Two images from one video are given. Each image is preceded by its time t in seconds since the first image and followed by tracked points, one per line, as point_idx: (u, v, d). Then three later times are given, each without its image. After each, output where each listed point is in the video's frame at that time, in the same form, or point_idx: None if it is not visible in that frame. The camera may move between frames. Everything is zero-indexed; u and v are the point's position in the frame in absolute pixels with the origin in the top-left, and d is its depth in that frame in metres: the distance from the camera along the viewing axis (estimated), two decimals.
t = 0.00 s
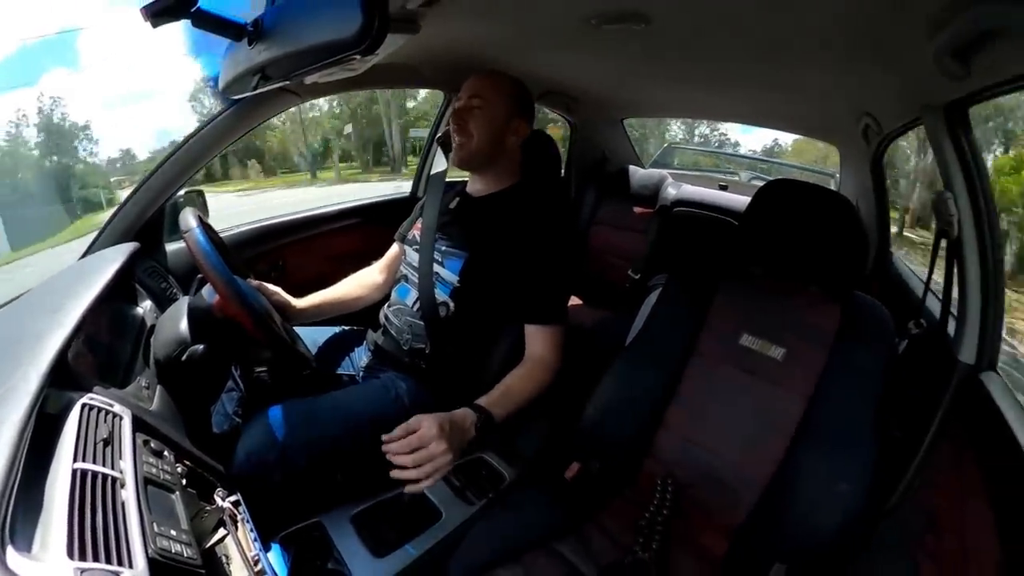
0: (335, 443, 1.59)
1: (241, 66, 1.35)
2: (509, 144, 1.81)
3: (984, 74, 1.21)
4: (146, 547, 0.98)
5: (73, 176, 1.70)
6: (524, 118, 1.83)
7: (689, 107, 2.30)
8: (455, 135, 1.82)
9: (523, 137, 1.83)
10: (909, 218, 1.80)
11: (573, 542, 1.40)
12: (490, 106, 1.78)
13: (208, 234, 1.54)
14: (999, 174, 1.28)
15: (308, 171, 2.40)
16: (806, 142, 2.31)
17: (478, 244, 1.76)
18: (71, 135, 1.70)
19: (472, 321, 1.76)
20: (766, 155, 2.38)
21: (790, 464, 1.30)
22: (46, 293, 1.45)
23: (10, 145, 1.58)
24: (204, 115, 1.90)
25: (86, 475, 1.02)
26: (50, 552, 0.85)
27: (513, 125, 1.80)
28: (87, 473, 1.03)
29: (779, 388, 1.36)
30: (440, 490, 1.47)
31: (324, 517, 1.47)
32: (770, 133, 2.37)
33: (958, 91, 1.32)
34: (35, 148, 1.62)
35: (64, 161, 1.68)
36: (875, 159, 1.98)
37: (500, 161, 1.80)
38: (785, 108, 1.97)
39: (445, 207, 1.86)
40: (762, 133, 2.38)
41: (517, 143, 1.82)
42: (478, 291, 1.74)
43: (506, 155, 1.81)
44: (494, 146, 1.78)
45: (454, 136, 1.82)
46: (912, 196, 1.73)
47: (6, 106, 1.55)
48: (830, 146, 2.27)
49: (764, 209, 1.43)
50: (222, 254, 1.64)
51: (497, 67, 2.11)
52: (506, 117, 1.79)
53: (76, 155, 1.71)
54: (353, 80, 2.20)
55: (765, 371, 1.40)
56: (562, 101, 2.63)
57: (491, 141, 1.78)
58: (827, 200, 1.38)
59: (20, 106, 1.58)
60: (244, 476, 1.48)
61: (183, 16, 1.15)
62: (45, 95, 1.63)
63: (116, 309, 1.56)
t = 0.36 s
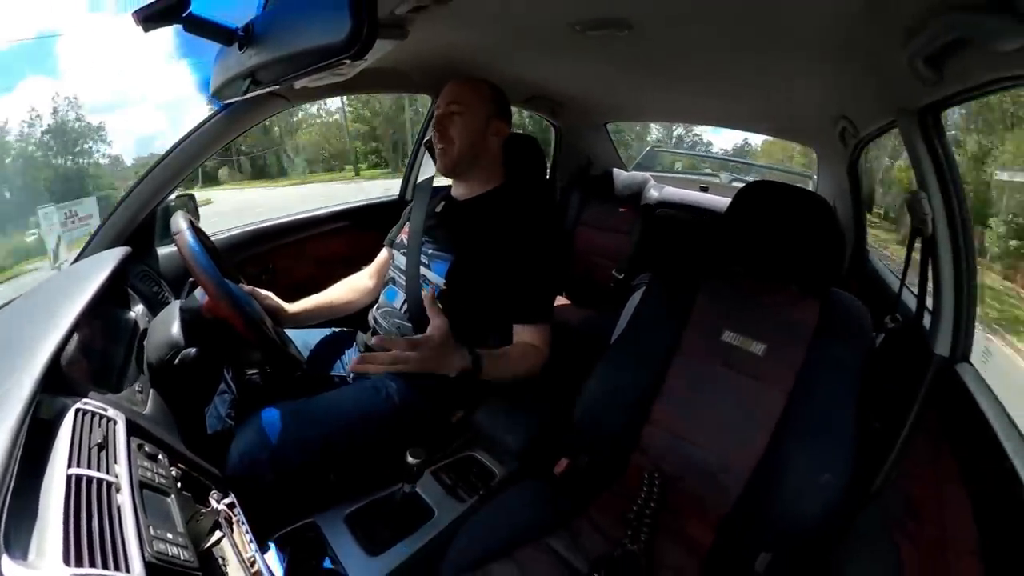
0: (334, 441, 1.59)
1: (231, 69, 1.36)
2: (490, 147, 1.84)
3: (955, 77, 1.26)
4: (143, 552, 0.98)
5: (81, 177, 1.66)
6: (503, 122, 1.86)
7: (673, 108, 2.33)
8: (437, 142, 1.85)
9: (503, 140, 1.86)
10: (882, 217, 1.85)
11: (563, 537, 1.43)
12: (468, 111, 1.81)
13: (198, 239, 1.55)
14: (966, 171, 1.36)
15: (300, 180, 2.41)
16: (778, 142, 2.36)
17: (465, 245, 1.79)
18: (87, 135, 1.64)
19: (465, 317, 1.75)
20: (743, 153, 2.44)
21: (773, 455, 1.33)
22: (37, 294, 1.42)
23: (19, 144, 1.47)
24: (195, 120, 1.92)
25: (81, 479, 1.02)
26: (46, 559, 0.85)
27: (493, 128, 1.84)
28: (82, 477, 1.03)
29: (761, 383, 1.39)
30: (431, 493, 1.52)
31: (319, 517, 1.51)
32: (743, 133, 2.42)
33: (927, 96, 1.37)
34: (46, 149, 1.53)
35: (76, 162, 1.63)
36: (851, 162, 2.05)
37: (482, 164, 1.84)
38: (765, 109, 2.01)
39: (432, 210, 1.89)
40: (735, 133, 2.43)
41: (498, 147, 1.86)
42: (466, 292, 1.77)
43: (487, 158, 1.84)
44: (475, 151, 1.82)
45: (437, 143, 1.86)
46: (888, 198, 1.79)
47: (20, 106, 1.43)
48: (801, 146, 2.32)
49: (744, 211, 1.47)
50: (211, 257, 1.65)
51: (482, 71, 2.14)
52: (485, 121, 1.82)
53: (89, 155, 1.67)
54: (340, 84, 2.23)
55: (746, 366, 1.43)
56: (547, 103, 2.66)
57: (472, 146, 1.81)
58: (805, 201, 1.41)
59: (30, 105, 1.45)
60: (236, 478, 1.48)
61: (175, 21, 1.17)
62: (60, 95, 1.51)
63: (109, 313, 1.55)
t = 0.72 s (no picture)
0: (330, 438, 1.62)
1: (217, 70, 1.32)
2: (478, 140, 1.87)
3: (933, 72, 1.31)
4: (145, 552, 1.00)
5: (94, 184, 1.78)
6: (493, 114, 1.89)
7: (659, 102, 2.37)
8: (428, 133, 1.90)
9: (494, 133, 1.89)
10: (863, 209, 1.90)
11: (555, 524, 1.46)
12: (454, 104, 1.84)
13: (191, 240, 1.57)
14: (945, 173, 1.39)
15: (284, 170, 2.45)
16: (760, 138, 2.41)
17: (455, 240, 1.82)
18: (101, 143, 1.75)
19: (457, 312, 1.78)
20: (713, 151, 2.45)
21: (756, 438, 1.38)
22: (28, 297, 1.40)
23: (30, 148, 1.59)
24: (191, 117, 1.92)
25: (80, 481, 1.03)
26: (49, 564, 0.86)
27: (481, 121, 1.86)
28: (82, 479, 1.04)
29: (744, 367, 1.44)
30: (428, 481, 1.52)
31: (316, 511, 1.50)
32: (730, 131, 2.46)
33: (908, 90, 1.42)
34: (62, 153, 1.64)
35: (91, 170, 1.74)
36: (831, 159, 2.12)
37: (470, 157, 1.87)
38: (750, 101, 2.05)
39: (424, 203, 1.92)
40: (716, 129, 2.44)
41: (488, 139, 1.89)
42: (457, 286, 1.79)
43: (476, 151, 1.87)
44: (462, 144, 1.85)
45: (428, 134, 1.90)
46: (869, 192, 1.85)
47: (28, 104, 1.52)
48: (788, 144, 2.38)
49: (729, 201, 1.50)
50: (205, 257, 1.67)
51: (470, 68, 2.17)
52: (472, 114, 1.85)
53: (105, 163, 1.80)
54: (330, 82, 2.25)
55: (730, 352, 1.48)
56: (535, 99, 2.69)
57: (460, 139, 1.85)
58: (785, 192, 1.45)
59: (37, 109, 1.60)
60: (235, 478, 1.49)
61: (163, 22, 1.17)
62: (75, 98, 1.83)
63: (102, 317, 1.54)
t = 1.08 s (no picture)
0: (325, 446, 1.62)
1: (208, 84, 1.29)
2: (463, 155, 1.88)
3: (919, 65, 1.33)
4: (149, 568, 0.92)
5: (108, 181, 1.70)
6: (476, 126, 1.90)
7: (643, 106, 2.40)
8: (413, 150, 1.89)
9: (477, 143, 1.91)
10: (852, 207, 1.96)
11: (553, 525, 1.49)
12: (440, 122, 1.84)
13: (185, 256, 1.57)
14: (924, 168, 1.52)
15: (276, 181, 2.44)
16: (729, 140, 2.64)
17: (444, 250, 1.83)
18: (115, 142, 1.63)
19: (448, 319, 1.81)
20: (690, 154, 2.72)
21: (748, 432, 1.40)
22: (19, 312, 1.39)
23: (52, 154, 1.42)
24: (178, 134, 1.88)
25: (79, 499, 0.95)
26: None
27: (466, 137, 1.87)
28: (81, 497, 0.95)
29: (730, 364, 1.48)
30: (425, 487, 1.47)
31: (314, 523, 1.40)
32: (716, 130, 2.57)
33: (883, 90, 1.56)
34: (80, 154, 1.52)
35: (109, 168, 1.66)
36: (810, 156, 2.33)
37: (456, 172, 1.89)
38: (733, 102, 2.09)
39: (410, 216, 1.94)
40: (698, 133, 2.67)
41: (472, 150, 1.90)
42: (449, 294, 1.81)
43: (462, 164, 1.89)
44: (449, 161, 1.86)
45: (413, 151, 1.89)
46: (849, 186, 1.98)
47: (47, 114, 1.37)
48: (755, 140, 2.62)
49: (714, 202, 1.53)
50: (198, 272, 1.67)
51: (453, 79, 2.21)
52: (457, 131, 1.86)
53: (119, 165, 1.71)
54: (317, 96, 2.29)
55: (717, 350, 1.51)
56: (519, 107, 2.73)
57: (446, 154, 1.85)
58: (765, 193, 1.47)
59: None
60: (234, 487, 1.49)
61: (153, 38, 1.17)
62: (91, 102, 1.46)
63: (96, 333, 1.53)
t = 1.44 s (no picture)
0: (323, 451, 1.63)
1: (199, 93, 1.29)
2: (452, 157, 1.89)
3: (904, 59, 1.35)
4: None
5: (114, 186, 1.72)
6: (465, 127, 1.91)
7: (630, 107, 2.43)
8: (401, 154, 1.90)
9: (466, 144, 1.92)
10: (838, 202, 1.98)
11: (552, 522, 1.51)
12: (428, 123, 1.85)
13: (180, 264, 1.57)
14: (910, 157, 1.55)
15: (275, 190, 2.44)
16: (707, 141, 2.68)
17: (435, 253, 1.86)
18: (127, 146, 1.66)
19: (437, 324, 1.85)
20: (669, 154, 2.75)
21: (741, 422, 1.44)
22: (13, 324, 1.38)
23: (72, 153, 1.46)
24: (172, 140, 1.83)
25: (82, 511, 0.94)
26: None
27: (454, 139, 1.88)
28: (83, 509, 0.94)
29: (720, 358, 1.51)
30: (425, 487, 1.43)
31: (319, 524, 1.36)
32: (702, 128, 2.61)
33: (864, 87, 1.60)
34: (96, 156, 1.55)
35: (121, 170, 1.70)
36: (794, 154, 2.38)
37: (446, 175, 1.90)
38: (719, 100, 2.12)
39: (402, 220, 1.95)
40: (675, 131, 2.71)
41: (461, 152, 1.91)
42: (442, 295, 1.84)
43: (452, 166, 1.90)
44: (438, 162, 1.87)
45: (401, 154, 1.90)
46: (830, 181, 2.07)
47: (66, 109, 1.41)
48: (738, 140, 2.67)
49: (697, 201, 1.55)
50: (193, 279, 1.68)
51: (442, 84, 2.24)
52: (446, 133, 1.86)
53: (135, 168, 1.77)
54: (307, 103, 2.31)
55: (706, 344, 1.54)
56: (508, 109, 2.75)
57: (436, 157, 1.86)
58: (751, 190, 1.50)
59: None
60: (234, 494, 1.50)
61: (144, 47, 1.18)
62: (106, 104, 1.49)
63: (92, 343, 1.53)
